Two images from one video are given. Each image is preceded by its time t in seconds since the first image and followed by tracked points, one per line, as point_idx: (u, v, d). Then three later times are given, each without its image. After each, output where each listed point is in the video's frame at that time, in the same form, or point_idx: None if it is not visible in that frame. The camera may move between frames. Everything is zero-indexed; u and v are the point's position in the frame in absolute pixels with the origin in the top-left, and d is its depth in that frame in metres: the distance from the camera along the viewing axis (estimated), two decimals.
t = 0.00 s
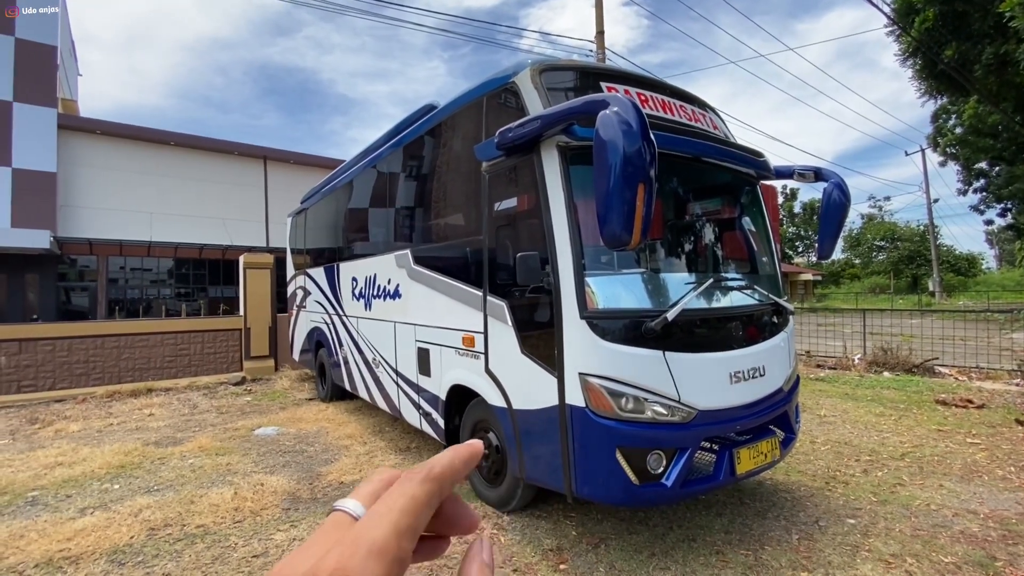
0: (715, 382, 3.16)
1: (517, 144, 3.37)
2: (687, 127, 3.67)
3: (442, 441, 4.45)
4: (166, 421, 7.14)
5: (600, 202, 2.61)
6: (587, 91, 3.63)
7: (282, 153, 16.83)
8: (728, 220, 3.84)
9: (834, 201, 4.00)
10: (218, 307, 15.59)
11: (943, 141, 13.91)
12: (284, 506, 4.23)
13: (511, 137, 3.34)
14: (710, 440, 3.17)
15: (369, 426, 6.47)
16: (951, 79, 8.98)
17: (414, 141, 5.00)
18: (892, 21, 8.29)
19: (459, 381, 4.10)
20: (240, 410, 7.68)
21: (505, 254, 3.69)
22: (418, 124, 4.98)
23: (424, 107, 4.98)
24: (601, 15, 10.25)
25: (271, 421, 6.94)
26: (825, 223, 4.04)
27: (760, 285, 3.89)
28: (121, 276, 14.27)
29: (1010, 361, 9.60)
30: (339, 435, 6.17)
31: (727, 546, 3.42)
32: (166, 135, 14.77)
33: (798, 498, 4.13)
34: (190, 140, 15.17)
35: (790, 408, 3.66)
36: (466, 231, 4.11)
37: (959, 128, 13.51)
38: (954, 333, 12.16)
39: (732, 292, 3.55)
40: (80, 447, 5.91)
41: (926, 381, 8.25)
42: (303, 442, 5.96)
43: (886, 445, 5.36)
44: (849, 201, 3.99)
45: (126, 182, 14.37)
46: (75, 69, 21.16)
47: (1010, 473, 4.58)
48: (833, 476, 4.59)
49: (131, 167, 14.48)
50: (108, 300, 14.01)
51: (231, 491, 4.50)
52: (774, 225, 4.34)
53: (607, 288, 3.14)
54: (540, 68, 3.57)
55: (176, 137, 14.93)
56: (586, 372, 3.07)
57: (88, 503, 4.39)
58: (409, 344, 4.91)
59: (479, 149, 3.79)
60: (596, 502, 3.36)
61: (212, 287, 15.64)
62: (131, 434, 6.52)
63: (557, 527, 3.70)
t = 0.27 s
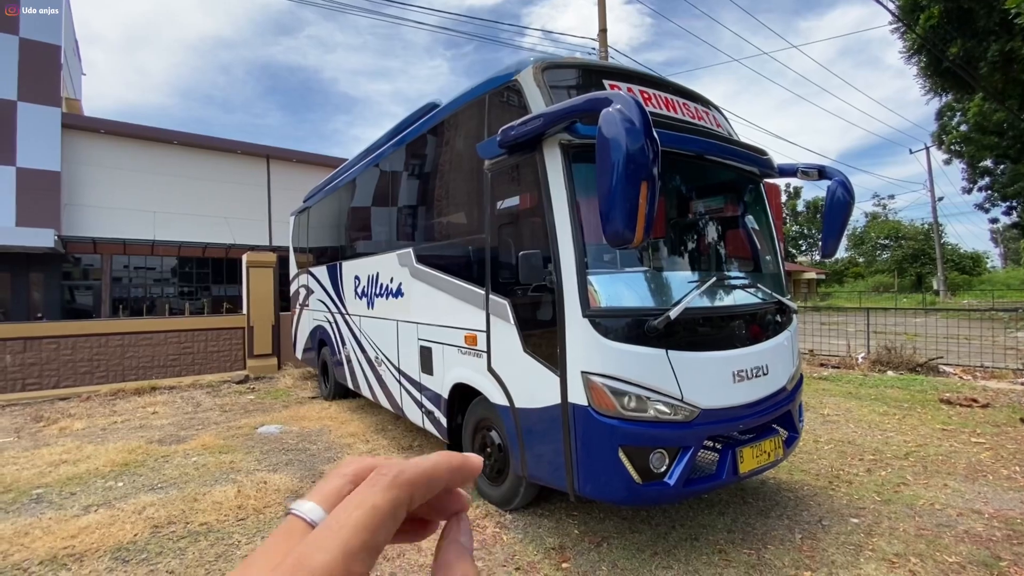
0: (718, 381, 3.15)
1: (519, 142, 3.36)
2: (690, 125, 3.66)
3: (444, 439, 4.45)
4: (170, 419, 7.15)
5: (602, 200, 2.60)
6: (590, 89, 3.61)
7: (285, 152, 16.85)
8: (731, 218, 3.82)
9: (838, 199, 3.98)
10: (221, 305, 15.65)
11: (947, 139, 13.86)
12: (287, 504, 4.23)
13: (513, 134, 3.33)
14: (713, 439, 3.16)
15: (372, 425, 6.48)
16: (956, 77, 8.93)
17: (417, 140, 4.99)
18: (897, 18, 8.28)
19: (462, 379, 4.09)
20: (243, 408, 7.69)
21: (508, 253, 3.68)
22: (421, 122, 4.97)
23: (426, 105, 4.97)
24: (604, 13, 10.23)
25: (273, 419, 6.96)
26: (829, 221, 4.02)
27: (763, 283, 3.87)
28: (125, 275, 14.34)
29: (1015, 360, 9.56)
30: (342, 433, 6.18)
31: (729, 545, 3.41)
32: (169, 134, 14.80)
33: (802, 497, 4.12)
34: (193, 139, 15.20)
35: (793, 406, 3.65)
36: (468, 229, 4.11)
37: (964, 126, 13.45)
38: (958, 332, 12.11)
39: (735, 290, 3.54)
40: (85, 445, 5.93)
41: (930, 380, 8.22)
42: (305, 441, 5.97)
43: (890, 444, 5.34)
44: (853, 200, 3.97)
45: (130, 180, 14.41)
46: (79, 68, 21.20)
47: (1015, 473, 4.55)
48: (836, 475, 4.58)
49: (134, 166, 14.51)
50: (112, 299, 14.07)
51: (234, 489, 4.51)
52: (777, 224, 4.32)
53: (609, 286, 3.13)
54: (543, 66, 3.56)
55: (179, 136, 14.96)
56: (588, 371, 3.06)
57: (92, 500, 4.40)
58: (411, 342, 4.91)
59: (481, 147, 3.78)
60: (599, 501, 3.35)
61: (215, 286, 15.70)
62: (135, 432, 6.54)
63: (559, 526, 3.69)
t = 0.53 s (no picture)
0: (721, 380, 3.14)
1: (521, 140, 3.36)
2: (692, 124, 3.64)
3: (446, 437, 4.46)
4: (172, 417, 7.17)
5: (604, 199, 2.59)
6: (592, 87, 3.60)
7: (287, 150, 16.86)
8: (734, 216, 3.81)
9: (842, 197, 3.96)
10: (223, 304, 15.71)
11: (951, 138, 13.81)
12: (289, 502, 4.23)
13: (515, 133, 3.32)
14: (714, 438, 3.16)
15: (374, 423, 6.48)
16: (961, 75, 8.88)
17: (418, 138, 4.99)
18: (902, 15, 8.24)
19: (464, 378, 4.09)
20: (245, 406, 7.70)
21: (509, 251, 3.68)
22: (422, 120, 4.97)
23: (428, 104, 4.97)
24: (607, 11, 10.20)
25: (275, 417, 6.96)
26: (832, 220, 4.00)
27: (765, 282, 3.86)
28: (128, 273, 14.35)
29: (1019, 360, 9.52)
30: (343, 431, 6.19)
31: (731, 544, 3.41)
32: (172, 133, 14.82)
33: (804, 496, 4.11)
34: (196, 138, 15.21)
35: (795, 406, 3.64)
36: (470, 228, 4.11)
37: (968, 124, 13.39)
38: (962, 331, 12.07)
39: (737, 289, 3.53)
40: (87, 443, 5.94)
41: (933, 379, 8.20)
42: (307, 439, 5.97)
43: (893, 443, 5.32)
44: (856, 198, 3.95)
45: (133, 179, 14.43)
46: (81, 67, 21.23)
47: (1018, 473, 4.54)
48: (839, 475, 4.56)
49: (137, 164, 14.53)
50: (115, 297, 14.10)
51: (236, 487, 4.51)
52: (779, 222, 4.31)
53: (611, 285, 3.12)
54: (545, 64, 3.55)
55: (182, 134, 14.98)
56: (590, 369, 3.06)
57: (95, 498, 4.41)
58: (413, 341, 4.91)
59: (483, 145, 3.77)
60: (600, 500, 3.35)
61: (218, 284, 15.73)
62: (138, 430, 6.55)
63: (560, 524, 3.69)
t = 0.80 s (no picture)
0: (721, 379, 3.14)
1: (522, 140, 3.36)
2: (694, 123, 3.64)
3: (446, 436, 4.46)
4: (173, 415, 7.18)
5: (605, 198, 2.59)
6: (594, 86, 3.60)
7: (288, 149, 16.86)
8: (735, 216, 3.80)
9: (843, 197, 3.96)
10: (224, 302, 15.75)
11: (953, 137, 13.79)
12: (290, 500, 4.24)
13: (516, 132, 3.32)
14: (715, 437, 3.16)
15: (375, 422, 6.49)
16: (963, 74, 8.86)
17: (420, 137, 4.99)
18: (904, 14, 8.22)
19: (464, 377, 4.09)
20: (246, 405, 7.71)
21: (510, 250, 3.68)
22: (424, 119, 4.97)
23: (429, 103, 4.97)
24: (608, 10, 10.19)
25: (276, 416, 6.97)
26: (833, 220, 4.00)
27: (766, 282, 3.86)
28: (129, 271, 14.33)
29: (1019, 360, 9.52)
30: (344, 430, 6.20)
31: (731, 543, 3.41)
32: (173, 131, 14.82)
33: (804, 496, 4.11)
34: (197, 136, 15.21)
35: (796, 406, 3.64)
36: (471, 227, 4.10)
37: (970, 123, 13.36)
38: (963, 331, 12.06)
39: (738, 289, 3.53)
40: (88, 441, 5.95)
41: (934, 379, 8.19)
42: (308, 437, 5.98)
43: (893, 443, 5.33)
44: (858, 198, 3.94)
45: (134, 177, 14.44)
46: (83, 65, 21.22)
47: (1018, 473, 4.53)
48: (839, 474, 4.56)
49: (138, 163, 14.54)
50: (116, 296, 14.09)
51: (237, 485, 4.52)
52: (781, 222, 4.30)
53: (612, 285, 3.12)
54: (546, 63, 3.55)
55: (183, 132, 14.98)
56: (591, 369, 3.06)
57: (96, 496, 4.42)
58: (414, 340, 4.91)
59: (484, 145, 3.77)
60: (601, 499, 3.36)
61: (219, 283, 15.75)
62: (139, 428, 6.56)
63: (561, 524, 3.69)
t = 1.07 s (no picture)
0: (721, 379, 3.15)
1: (522, 140, 3.36)
2: (693, 124, 3.65)
3: (445, 436, 4.46)
4: (172, 414, 7.17)
5: (606, 199, 2.60)
6: (594, 86, 3.61)
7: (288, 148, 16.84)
8: (734, 217, 3.81)
9: (842, 198, 3.97)
10: (223, 301, 15.75)
11: (951, 139, 13.82)
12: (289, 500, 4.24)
13: (517, 132, 3.32)
14: (714, 438, 3.17)
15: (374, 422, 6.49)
16: (962, 76, 8.87)
17: (420, 137, 4.98)
18: (903, 16, 8.24)
19: (464, 377, 4.09)
20: (245, 404, 7.70)
21: (510, 250, 3.68)
22: (424, 119, 4.97)
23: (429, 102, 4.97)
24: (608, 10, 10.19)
25: (275, 415, 6.96)
26: (832, 220, 4.01)
27: (765, 283, 3.87)
28: (127, 271, 14.32)
29: (1017, 361, 9.55)
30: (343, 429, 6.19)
31: (730, 543, 3.42)
32: (172, 130, 14.80)
33: (803, 496, 4.12)
34: (196, 135, 15.19)
35: (795, 406, 3.65)
36: (470, 227, 4.11)
37: (968, 125, 13.39)
38: (961, 332, 12.09)
39: (737, 290, 3.53)
40: (87, 440, 5.95)
41: (932, 380, 8.20)
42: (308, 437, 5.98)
43: (891, 444, 5.34)
44: (857, 199, 3.95)
45: (133, 176, 14.42)
46: (82, 63, 21.20)
47: (1016, 473, 4.55)
48: (838, 475, 4.57)
49: (137, 162, 14.53)
50: (115, 295, 14.08)
51: (236, 485, 4.52)
52: (780, 223, 4.31)
53: (612, 285, 3.12)
54: (547, 63, 3.55)
55: (182, 132, 14.96)
56: (590, 369, 3.06)
57: (95, 495, 4.42)
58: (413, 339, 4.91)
59: (484, 145, 3.78)
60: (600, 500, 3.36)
61: (218, 282, 15.75)
62: (137, 427, 6.55)
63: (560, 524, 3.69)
